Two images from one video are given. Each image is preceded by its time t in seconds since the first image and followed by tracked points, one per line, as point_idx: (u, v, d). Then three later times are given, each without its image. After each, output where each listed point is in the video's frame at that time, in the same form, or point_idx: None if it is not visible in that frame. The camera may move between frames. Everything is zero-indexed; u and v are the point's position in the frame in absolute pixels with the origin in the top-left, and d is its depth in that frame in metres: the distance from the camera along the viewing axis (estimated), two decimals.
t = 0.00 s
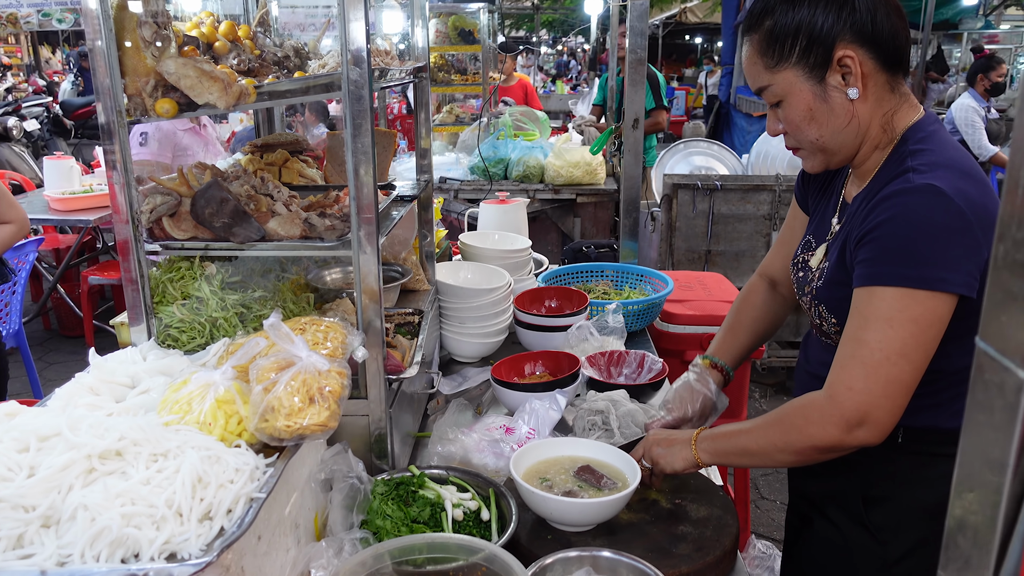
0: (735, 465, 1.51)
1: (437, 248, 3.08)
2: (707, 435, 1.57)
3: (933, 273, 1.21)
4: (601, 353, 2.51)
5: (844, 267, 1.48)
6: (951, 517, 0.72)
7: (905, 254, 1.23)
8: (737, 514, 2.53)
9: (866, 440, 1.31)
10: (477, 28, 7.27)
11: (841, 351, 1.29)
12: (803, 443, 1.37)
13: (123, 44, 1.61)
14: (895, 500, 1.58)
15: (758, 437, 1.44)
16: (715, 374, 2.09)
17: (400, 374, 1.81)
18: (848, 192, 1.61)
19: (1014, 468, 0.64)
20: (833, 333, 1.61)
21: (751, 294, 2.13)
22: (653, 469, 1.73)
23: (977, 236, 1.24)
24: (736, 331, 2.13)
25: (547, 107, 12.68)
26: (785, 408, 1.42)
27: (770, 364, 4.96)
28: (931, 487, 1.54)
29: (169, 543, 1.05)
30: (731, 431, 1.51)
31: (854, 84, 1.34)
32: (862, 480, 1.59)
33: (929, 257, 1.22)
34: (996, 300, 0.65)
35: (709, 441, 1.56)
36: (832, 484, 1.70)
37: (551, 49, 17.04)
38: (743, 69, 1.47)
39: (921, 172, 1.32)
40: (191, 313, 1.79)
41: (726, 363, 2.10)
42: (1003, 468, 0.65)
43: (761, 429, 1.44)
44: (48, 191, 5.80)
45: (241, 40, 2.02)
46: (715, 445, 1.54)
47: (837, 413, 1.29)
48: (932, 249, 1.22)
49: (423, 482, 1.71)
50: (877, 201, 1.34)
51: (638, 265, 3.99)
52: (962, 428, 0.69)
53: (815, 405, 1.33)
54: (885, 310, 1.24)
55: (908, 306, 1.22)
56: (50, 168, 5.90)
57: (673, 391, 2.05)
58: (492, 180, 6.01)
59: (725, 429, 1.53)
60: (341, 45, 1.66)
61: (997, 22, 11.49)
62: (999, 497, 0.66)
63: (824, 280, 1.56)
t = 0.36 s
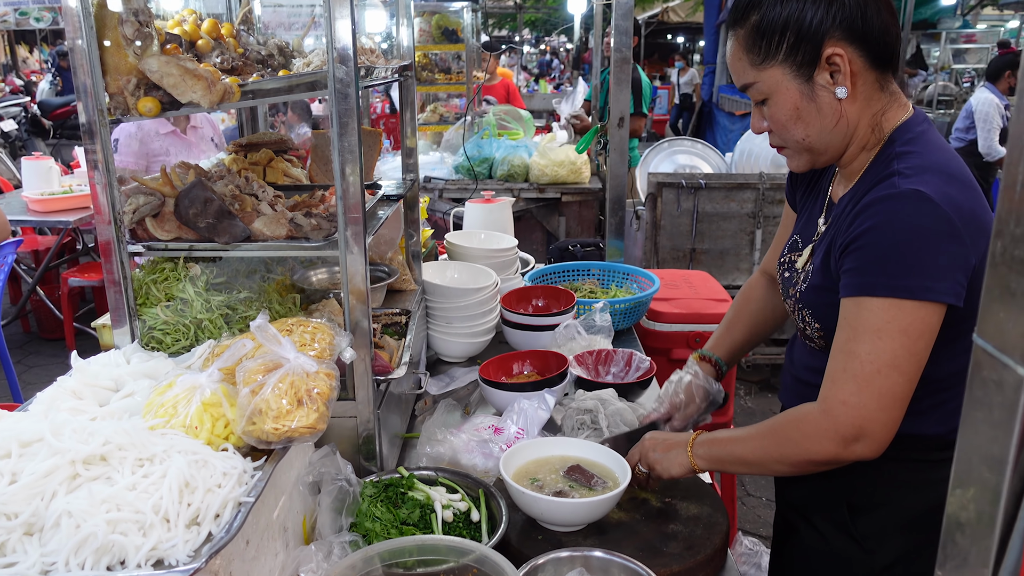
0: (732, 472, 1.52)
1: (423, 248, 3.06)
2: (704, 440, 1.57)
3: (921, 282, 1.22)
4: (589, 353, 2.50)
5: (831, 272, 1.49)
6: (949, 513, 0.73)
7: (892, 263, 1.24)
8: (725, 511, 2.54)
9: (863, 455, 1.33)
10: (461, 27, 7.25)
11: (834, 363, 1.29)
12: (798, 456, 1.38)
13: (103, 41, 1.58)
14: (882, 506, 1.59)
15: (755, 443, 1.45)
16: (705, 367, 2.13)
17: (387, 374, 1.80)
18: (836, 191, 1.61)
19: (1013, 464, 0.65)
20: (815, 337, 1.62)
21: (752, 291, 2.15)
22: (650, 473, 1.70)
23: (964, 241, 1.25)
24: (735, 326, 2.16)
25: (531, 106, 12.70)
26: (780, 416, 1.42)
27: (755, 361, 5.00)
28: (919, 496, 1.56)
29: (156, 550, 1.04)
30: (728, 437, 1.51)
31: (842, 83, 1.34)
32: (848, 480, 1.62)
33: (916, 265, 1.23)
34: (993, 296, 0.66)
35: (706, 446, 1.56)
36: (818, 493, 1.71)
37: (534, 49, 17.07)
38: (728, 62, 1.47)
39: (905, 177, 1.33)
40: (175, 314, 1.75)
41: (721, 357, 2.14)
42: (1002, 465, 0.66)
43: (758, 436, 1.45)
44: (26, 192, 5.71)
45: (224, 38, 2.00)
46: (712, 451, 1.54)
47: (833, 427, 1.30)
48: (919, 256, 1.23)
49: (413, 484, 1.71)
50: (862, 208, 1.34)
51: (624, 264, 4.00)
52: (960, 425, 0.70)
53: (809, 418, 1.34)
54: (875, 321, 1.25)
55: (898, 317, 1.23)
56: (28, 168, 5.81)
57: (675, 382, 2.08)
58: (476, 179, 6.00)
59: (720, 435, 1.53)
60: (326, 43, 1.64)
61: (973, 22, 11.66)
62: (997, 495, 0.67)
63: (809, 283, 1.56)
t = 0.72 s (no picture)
0: (761, 467, 1.52)
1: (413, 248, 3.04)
2: (732, 435, 1.57)
3: (925, 266, 1.21)
4: (581, 353, 2.50)
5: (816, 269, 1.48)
6: (960, 515, 0.73)
7: (892, 252, 1.24)
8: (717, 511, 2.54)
9: (896, 456, 1.30)
10: (446, 26, 7.22)
11: (851, 360, 1.28)
12: (827, 457, 1.37)
13: (89, 39, 1.56)
14: (869, 518, 1.59)
15: (781, 444, 1.44)
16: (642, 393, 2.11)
17: (380, 377, 1.78)
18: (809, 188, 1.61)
19: None
20: (798, 340, 1.59)
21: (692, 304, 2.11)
22: (680, 469, 1.72)
23: (956, 225, 1.26)
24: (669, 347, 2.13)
25: (517, 106, 12.68)
26: (803, 416, 1.41)
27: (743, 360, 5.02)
28: (906, 504, 1.58)
29: (149, 558, 1.01)
30: (753, 436, 1.51)
31: (824, 65, 1.38)
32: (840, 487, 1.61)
33: (916, 250, 1.23)
34: (1008, 296, 0.66)
35: (734, 442, 1.56)
36: (809, 510, 1.68)
37: (520, 49, 17.07)
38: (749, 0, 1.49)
39: (890, 165, 1.34)
40: (164, 317, 1.73)
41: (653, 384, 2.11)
42: (1018, 467, 0.66)
43: (782, 436, 1.44)
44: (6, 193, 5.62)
45: (211, 36, 1.97)
46: (739, 450, 1.54)
47: (857, 426, 1.28)
48: (917, 241, 1.23)
49: (407, 487, 1.69)
50: (852, 200, 1.34)
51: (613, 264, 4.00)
52: (972, 426, 0.70)
53: (833, 420, 1.32)
54: (882, 313, 1.24)
55: (909, 304, 1.22)
56: (8, 169, 5.71)
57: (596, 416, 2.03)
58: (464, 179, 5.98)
59: (747, 431, 1.53)
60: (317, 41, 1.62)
61: (954, 22, 11.82)
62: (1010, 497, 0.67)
63: (792, 281, 1.54)
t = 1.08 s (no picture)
0: (792, 431, 1.39)
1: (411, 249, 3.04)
2: (753, 404, 1.44)
3: (892, 203, 1.21)
4: (581, 353, 2.51)
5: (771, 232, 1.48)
6: (984, 515, 0.73)
7: (861, 194, 1.23)
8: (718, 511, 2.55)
9: (943, 372, 1.17)
10: (440, 26, 7.21)
11: (863, 292, 1.19)
12: (869, 396, 1.24)
13: (90, 39, 1.54)
14: (822, 468, 1.62)
15: (812, 395, 1.32)
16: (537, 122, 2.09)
17: (383, 378, 1.77)
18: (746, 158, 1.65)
19: None
20: (737, 299, 1.62)
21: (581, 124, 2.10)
22: (704, 463, 1.57)
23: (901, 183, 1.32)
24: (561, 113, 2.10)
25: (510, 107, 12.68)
26: (828, 363, 1.31)
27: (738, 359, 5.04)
28: (857, 452, 1.61)
29: (158, 562, 1.00)
30: (775, 399, 1.39)
31: (777, 46, 1.43)
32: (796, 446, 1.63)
33: (882, 191, 1.23)
34: None
35: (753, 408, 1.44)
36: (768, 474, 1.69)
37: (511, 49, 17.07)
38: None
39: (840, 131, 1.38)
40: (165, 318, 1.71)
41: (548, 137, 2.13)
42: None
43: (814, 386, 1.31)
44: None
45: (210, 35, 1.95)
46: (762, 417, 1.41)
47: (894, 348, 1.16)
48: (883, 186, 1.25)
49: (410, 489, 1.68)
50: (812, 162, 1.36)
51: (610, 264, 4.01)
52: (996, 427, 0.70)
53: (861, 354, 1.21)
54: (864, 247, 1.20)
55: (898, 232, 1.19)
56: None
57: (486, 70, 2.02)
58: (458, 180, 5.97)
59: (770, 394, 1.41)
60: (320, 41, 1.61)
61: (944, 23, 11.91)
62: None
63: (739, 243, 1.55)
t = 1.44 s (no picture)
0: (825, 392, 1.42)
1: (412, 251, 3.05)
2: (778, 379, 1.47)
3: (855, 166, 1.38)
4: (583, 354, 2.51)
5: (737, 213, 1.57)
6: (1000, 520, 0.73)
7: (832, 159, 1.39)
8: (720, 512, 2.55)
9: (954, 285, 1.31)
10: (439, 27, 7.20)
11: (872, 237, 1.31)
12: (899, 326, 1.32)
13: (95, 42, 1.54)
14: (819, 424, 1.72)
15: (841, 347, 1.38)
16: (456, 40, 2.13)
17: (388, 381, 1.77)
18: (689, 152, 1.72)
19: None
20: (714, 282, 1.66)
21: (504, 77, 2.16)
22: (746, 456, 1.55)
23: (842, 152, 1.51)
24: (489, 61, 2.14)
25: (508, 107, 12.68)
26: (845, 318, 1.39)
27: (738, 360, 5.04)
28: (846, 401, 1.74)
29: (168, 568, 1.01)
30: (801, 363, 1.43)
31: (729, 52, 1.53)
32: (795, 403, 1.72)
33: (845, 154, 1.40)
34: None
35: (780, 379, 1.46)
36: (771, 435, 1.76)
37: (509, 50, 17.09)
38: None
39: (791, 117, 1.54)
40: (169, 322, 1.71)
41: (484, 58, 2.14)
42: None
43: (840, 337, 1.38)
44: None
45: (213, 37, 1.95)
46: (796, 382, 1.43)
47: (912, 274, 1.29)
48: (842, 151, 1.42)
49: (416, 492, 1.68)
50: (777, 144, 1.49)
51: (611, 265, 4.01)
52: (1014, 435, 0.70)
53: (882, 293, 1.32)
54: (849, 206, 1.34)
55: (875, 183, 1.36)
56: None
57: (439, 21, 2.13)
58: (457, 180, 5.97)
59: (793, 366, 1.44)
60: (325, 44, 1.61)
61: (941, 23, 11.94)
62: None
63: (708, 230, 1.61)
